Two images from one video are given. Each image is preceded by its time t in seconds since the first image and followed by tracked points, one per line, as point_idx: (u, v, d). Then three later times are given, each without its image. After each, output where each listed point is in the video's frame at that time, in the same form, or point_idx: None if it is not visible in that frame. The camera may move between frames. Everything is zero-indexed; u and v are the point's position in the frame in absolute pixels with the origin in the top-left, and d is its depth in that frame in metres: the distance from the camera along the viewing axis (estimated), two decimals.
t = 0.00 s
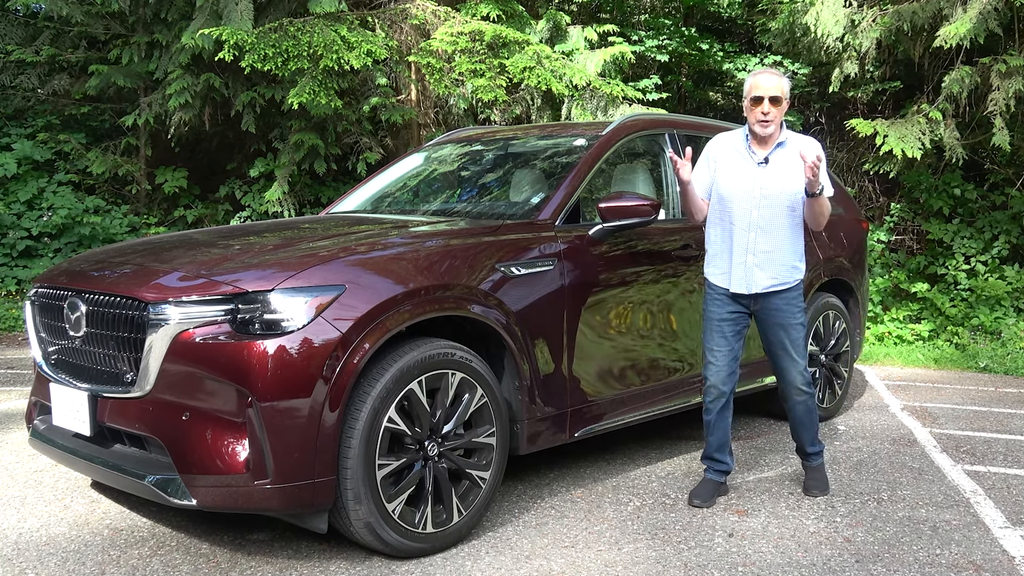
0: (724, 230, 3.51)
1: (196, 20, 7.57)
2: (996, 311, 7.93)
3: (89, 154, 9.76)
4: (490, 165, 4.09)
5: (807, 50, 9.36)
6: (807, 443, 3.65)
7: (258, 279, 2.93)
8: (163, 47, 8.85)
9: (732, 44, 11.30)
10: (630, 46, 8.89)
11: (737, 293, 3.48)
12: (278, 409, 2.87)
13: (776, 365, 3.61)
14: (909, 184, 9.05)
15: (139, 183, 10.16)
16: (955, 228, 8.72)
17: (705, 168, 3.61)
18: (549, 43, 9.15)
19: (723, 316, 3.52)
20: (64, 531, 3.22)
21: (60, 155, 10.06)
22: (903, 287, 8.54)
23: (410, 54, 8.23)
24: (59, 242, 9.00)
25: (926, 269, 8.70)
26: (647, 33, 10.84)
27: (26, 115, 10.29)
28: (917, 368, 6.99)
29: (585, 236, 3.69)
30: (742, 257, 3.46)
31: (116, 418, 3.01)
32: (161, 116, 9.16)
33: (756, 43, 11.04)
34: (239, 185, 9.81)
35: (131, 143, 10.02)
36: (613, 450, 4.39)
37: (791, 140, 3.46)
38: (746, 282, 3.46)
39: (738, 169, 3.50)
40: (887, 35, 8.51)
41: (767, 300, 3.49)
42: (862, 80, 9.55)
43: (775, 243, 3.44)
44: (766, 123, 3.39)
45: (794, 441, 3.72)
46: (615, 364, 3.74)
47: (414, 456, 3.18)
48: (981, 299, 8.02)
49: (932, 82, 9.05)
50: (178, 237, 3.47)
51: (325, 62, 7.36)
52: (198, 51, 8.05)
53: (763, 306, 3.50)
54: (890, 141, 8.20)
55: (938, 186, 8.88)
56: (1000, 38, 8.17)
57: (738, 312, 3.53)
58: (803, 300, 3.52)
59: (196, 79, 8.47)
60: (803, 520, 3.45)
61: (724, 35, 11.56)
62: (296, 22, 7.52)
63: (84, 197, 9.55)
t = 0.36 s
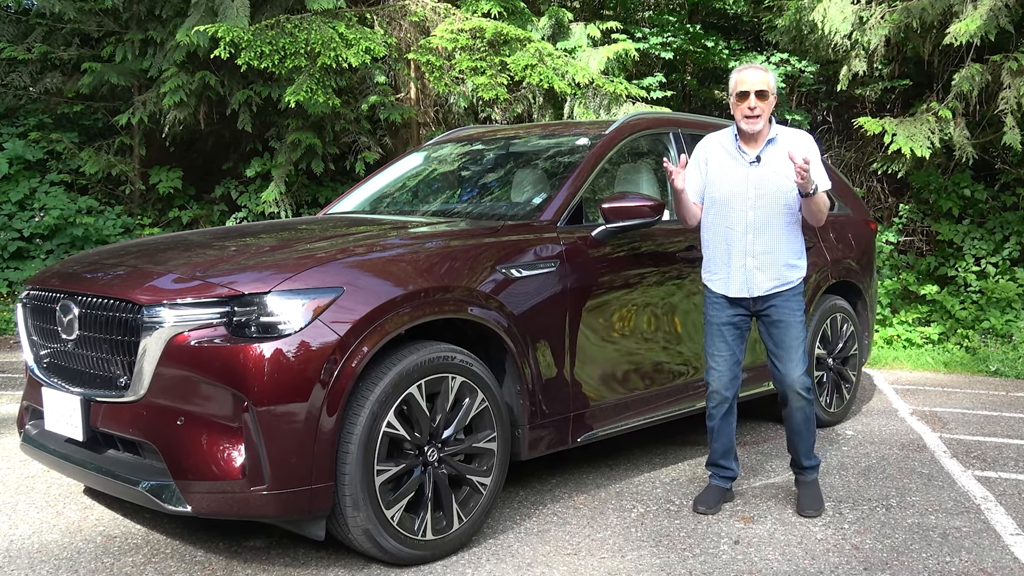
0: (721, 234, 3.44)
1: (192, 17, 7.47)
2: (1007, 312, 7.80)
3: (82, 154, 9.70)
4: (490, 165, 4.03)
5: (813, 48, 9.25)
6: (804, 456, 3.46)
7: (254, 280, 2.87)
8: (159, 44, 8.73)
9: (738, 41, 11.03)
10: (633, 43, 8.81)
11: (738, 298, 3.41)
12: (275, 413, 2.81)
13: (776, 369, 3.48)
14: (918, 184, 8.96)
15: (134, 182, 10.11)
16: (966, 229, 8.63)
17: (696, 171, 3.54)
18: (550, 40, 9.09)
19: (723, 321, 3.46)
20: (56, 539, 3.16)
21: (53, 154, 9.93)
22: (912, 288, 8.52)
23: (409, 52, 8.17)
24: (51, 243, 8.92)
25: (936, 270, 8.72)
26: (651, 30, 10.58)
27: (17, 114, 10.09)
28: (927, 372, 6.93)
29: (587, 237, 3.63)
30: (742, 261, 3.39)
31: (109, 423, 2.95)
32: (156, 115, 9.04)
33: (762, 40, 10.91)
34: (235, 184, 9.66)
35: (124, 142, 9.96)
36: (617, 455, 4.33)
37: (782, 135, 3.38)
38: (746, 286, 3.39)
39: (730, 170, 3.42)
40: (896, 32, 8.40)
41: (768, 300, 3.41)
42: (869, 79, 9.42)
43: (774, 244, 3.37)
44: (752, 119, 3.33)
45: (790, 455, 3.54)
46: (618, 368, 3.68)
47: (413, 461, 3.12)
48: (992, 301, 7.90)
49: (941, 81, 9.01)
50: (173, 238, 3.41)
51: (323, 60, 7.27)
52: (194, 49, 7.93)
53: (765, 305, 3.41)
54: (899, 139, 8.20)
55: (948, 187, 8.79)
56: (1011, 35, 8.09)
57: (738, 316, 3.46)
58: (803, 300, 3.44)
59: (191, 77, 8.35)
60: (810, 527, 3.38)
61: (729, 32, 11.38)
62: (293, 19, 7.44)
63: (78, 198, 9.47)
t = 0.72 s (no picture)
0: (740, 235, 3.38)
1: (187, 14, 7.46)
2: (1018, 315, 7.73)
3: (77, 153, 9.25)
4: (491, 165, 3.98)
5: (821, 46, 9.09)
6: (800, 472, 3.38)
7: (250, 283, 2.82)
8: (153, 42, 8.52)
9: (744, 38, 10.87)
10: (638, 41, 8.74)
11: (757, 301, 3.36)
12: (272, 418, 2.76)
13: (787, 376, 3.41)
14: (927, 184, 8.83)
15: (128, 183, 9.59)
16: (975, 230, 8.51)
17: (717, 170, 3.48)
18: (553, 38, 9.01)
19: (739, 326, 3.43)
20: (48, 545, 3.10)
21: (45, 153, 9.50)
22: (920, 291, 8.46)
23: (409, 49, 8.12)
24: (44, 245, 8.34)
25: (946, 272, 8.65)
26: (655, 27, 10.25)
27: (9, 113, 9.67)
28: (936, 376, 6.87)
29: (591, 238, 3.57)
30: (761, 263, 3.33)
31: (102, 427, 2.90)
32: (150, 114, 8.84)
33: (768, 37, 10.77)
34: (231, 185, 9.29)
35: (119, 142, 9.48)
36: (620, 460, 4.27)
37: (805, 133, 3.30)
38: (765, 288, 3.33)
39: (750, 170, 3.36)
40: (904, 29, 8.23)
41: (786, 305, 3.34)
42: (877, 77, 9.38)
43: (794, 246, 3.30)
44: (773, 116, 3.26)
45: (790, 472, 3.46)
46: (622, 371, 3.62)
47: (413, 467, 3.06)
48: (1002, 303, 7.83)
49: (952, 78, 8.78)
50: (168, 240, 3.35)
51: (320, 58, 7.19)
52: (190, 46, 7.80)
53: (784, 310, 3.34)
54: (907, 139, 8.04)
55: (958, 187, 8.67)
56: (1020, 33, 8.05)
57: (756, 322, 3.42)
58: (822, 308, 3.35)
59: (186, 75, 8.17)
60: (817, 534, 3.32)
61: (735, 31, 11.09)
62: (290, 16, 7.31)
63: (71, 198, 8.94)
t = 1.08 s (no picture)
0: (768, 238, 3.33)
1: (183, 12, 7.36)
2: None
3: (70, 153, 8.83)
4: (492, 165, 3.92)
5: (828, 44, 8.89)
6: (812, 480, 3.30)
7: (247, 284, 2.76)
8: (147, 40, 8.25)
9: (749, 35, 10.73)
10: (641, 39, 8.68)
11: (788, 306, 3.30)
12: (268, 422, 2.70)
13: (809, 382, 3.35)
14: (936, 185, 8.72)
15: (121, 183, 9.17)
16: (985, 232, 8.33)
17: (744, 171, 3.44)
18: (555, 35, 8.92)
19: (759, 327, 3.37)
20: (41, 552, 3.05)
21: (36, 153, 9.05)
22: (929, 293, 8.27)
23: (408, 47, 8.08)
24: (36, 246, 7.76)
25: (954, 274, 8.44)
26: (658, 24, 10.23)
27: None
28: (946, 380, 6.81)
29: (593, 239, 3.51)
30: (791, 266, 3.28)
31: (95, 432, 2.84)
32: (145, 113, 8.49)
33: (775, 35, 10.64)
34: (226, 187, 9.02)
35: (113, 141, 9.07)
36: (624, 466, 4.21)
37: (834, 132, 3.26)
38: (796, 293, 3.27)
39: (779, 171, 3.31)
40: (913, 26, 8.09)
41: (815, 311, 3.28)
42: (885, 75, 9.08)
43: (825, 249, 3.24)
44: (803, 115, 3.21)
45: (800, 479, 3.39)
46: (625, 375, 3.56)
47: (412, 473, 3.01)
48: (1013, 306, 7.77)
49: (960, 77, 8.77)
50: (163, 241, 3.30)
51: (318, 55, 7.14)
52: (184, 43, 7.64)
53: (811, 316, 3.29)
54: (916, 138, 7.92)
55: (967, 187, 8.53)
56: None
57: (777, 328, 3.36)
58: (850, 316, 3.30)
59: (182, 73, 7.98)
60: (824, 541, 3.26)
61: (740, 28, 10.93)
62: (287, 14, 7.30)
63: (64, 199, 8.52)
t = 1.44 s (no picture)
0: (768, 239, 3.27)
1: (178, 9, 7.27)
2: None
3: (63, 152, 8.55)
4: (493, 165, 3.87)
5: (835, 41, 8.81)
6: (818, 488, 3.24)
7: (243, 286, 2.71)
8: (142, 37, 8.15)
9: (754, 33, 10.67)
10: (644, 37, 8.62)
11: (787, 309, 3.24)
12: (265, 427, 2.65)
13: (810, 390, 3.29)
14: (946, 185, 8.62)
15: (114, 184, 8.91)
16: (995, 232, 8.22)
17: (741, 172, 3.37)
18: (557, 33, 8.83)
19: (759, 337, 3.31)
20: (33, 560, 3.00)
21: (28, 153, 8.75)
22: (939, 295, 8.24)
23: (407, 46, 8.05)
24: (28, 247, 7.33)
25: (964, 276, 8.33)
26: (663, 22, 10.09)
27: None
28: (955, 383, 6.76)
29: (596, 240, 3.45)
30: (790, 269, 3.22)
31: (89, 436, 2.79)
32: (139, 112, 8.42)
33: (781, 33, 10.53)
34: (223, 185, 8.89)
35: (107, 140, 8.84)
36: (627, 471, 4.15)
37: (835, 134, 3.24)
38: (796, 296, 3.22)
39: (777, 171, 3.25)
40: (922, 24, 7.88)
41: (815, 315, 3.22)
42: (894, 73, 9.08)
43: (825, 252, 3.19)
44: (811, 112, 3.15)
45: (806, 487, 3.34)
46: (629, 379, 3.50)
47: (411, 478, 2.95)
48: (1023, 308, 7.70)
49: (970, 76, 8.61)
50: (159, 242, 3.25)
51: (316, 53, 7.07)
52: (179, 41, 7.57)
53: (812, 320, 3.23)
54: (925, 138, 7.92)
55: (977, 187, 8.43)
56: None
57: (777, 335, 3.29)
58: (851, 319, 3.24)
59: (176, 71, 7.90)
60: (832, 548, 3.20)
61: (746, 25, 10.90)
62: (284, 11, 7.25)
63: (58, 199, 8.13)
